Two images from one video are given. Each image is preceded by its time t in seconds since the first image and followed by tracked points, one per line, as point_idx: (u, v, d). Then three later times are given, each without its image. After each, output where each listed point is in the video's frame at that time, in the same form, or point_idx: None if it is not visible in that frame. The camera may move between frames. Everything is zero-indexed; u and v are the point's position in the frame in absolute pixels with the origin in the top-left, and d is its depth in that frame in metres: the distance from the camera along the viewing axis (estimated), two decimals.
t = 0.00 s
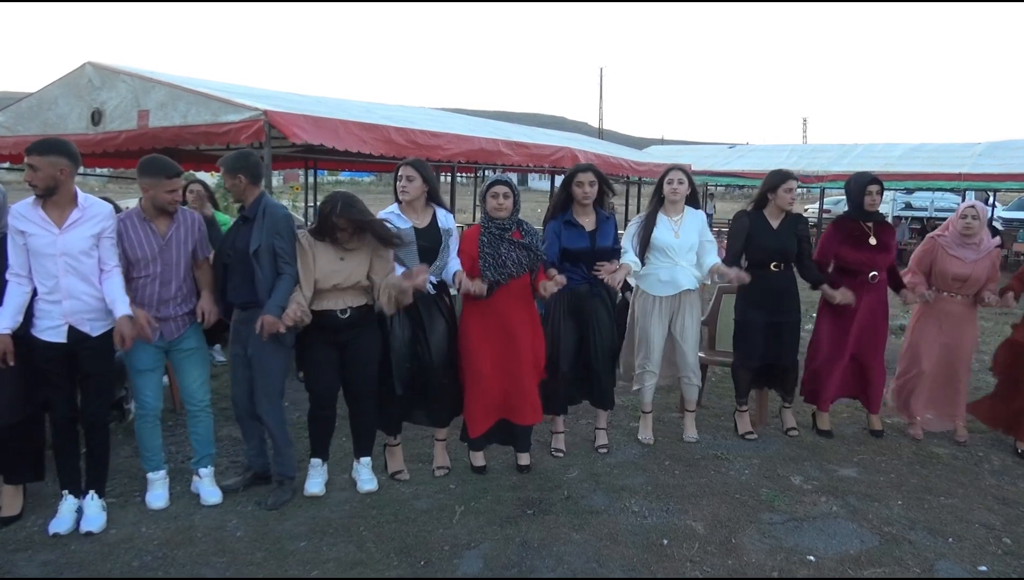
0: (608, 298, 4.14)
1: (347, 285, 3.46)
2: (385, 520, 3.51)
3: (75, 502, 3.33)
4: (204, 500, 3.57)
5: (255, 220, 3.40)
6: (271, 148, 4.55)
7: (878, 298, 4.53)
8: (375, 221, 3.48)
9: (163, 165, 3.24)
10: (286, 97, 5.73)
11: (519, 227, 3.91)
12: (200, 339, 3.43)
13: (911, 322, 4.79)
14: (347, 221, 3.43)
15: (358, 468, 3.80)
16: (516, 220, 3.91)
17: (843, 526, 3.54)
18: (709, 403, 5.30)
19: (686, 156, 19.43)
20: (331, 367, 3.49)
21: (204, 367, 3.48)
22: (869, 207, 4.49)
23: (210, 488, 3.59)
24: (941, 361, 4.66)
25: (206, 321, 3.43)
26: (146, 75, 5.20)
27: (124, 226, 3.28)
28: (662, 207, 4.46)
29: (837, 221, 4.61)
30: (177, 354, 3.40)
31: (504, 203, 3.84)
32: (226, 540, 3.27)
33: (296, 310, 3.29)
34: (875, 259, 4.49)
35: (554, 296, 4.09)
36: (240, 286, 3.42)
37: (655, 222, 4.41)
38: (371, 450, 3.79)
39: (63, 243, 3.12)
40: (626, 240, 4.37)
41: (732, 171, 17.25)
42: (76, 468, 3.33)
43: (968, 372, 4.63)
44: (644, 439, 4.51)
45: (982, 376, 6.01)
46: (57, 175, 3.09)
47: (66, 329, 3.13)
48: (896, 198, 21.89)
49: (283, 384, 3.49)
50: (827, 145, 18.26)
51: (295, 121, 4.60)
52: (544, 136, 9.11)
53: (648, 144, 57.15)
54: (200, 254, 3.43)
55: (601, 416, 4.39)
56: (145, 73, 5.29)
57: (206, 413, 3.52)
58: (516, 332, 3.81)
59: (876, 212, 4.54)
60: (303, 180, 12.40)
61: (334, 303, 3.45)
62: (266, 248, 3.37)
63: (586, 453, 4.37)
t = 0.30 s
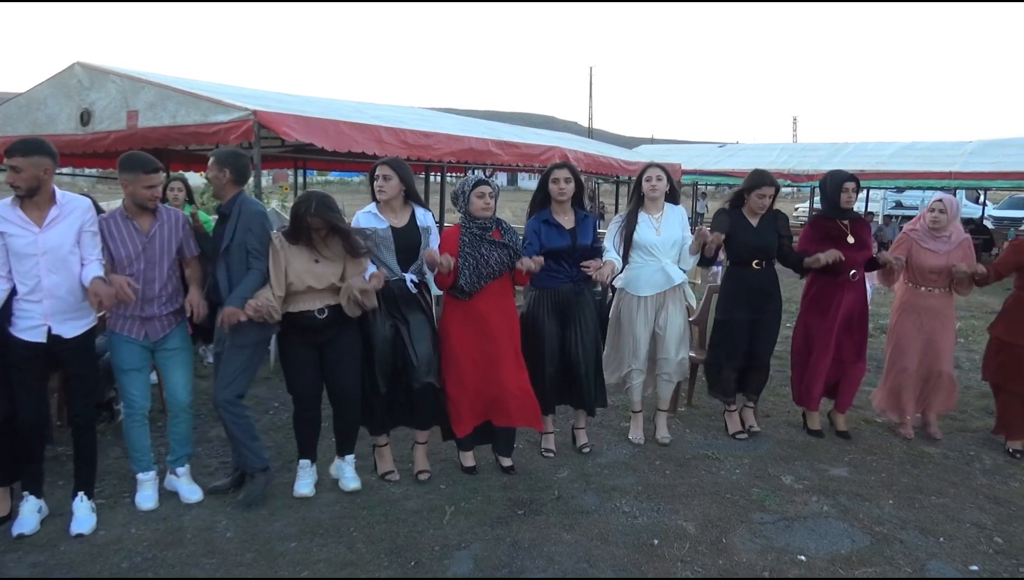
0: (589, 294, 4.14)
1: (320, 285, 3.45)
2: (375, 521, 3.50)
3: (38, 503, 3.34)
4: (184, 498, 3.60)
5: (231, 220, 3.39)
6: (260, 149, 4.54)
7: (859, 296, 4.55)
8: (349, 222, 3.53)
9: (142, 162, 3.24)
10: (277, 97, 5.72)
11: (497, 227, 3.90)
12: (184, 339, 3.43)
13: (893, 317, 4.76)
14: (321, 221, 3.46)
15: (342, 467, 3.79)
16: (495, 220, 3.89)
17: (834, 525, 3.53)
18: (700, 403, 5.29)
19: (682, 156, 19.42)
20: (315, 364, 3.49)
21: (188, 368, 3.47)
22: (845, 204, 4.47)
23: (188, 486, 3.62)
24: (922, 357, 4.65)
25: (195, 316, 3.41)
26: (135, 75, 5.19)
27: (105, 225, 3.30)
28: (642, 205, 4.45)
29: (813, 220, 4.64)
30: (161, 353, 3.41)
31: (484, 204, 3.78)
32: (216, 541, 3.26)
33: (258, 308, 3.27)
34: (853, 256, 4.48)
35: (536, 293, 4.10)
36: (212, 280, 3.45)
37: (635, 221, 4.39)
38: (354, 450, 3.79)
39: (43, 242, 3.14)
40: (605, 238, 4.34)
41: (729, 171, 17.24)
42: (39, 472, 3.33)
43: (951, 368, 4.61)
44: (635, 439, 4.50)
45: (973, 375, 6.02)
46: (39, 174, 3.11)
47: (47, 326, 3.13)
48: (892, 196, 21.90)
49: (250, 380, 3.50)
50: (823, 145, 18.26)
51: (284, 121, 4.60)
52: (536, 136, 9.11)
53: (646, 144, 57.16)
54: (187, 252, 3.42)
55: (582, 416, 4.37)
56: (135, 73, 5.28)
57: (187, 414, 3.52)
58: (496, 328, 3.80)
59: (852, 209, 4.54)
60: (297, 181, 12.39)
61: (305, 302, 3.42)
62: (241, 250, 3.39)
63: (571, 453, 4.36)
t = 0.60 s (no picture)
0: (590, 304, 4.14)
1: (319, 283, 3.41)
2: (374, 522, 3.48)
3: (37, 506, 3.32)
4: (180, 498, 3.59)
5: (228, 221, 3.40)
6: (256, 149, 4.51)
7: (856, 296, 4.52)
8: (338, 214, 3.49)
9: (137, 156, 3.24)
10: (274, 97, 5.70)
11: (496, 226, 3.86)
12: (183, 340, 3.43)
13: (891, 316, 4.75)
14: (312, 208, 3.42)
15: (335, 471, 3.76)
16: (496, 221, 3.86)
17: (834, 526, 3.51)
18: (700, 404, 5.27)
19: (682, 156, 19.40)
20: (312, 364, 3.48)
21: (187, 367, 3.47)
22: (838, 204, 4.46)
23: (186, 485, 3.60)
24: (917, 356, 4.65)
25: (179, 315, 3.36)
26: (131, 76, 5.18)
27: (98, 228, 3.27)
28: (639, 208, 4.43)
29: (808, 221, 4.58)
30: (159, 354, 3.39)
31: (485, 203, 3.78)
32: (214, 543, 3.24)
33: (264, 309, 3.26)
34: (849, 259, 4.46)
35: (533, 295, 4.07)
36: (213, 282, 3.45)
37: (634, 224, 4.37)
38: (349, 454, 3.76)
39: (23, 247, 3.11)
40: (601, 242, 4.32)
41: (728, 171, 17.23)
42: (36, 474, 3.31)
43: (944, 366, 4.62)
44: (635, 440, 4.48)
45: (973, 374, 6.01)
46: (14, 178, 3.06)
47: (25, 332, 3.10)
48: (891, 196, 21.90)
49: (259, 382, 3.49)
50: (823, 145, 18.25)
51: (280, 121, 4.58)
52: (534, 136, 9.09)
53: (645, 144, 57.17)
54: (183, 255, 3.44)
55: (580, 417, 4.35)
56: (131, 73, 5.26)
57: (187, 413, 3.51)
58: (497, 335, 3.80)
59: (846, 210, 4.52)
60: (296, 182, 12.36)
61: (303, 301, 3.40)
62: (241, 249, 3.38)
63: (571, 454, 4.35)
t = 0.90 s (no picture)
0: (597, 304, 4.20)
1: (341, 280, 3.52)
2: (374, 518, 3.55)
3: (43, 498, 3.37)
4: (180, 488, 3.68)
5: (247, 219, 3.50)
6: (264, 149, 4.58)
7: (846, 301, 4.56)
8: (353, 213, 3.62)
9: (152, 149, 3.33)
10: (282, 98, 5.76)
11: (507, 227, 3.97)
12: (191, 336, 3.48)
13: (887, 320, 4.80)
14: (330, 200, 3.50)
15: (348, 457, 3.95)
16: (503, 222, 3.96)
17: (827, 528, 3.58)
18: (697, 406, 5.33)
19: (683, 160, 19.47)
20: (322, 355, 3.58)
21: (191, 366, 3.51)
22: (830, 210, 4.54)
23: (185, 476, 3.69)
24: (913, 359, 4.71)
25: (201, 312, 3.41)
26: (141, 76, 5.24)
27: (116, 217, 3.34)
28: (640, 210, 4.51)
29: (800, 228, 4.68)
30: (169, 349, 3.46)
31: (494, 205, 3.86)
32: (217, 536, 3.31)
33: (289, 304, 3.37)
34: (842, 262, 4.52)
35: (542, 293, 4.13)
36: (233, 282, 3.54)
37: (634, 225, 4.46)
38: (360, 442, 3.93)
39: (34, 240, 3.18)
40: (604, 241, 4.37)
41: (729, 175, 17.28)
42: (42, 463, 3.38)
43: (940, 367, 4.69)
44: (631, 440, 4.55)
45: (969, 380, 6.06)
46: (24, 173, 3.13)
47: (34, 323, 3.17)
48: (891, 203, 21.98)
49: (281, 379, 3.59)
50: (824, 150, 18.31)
51: (288, 123, 4.65)
52: (538, 139, 9.16)
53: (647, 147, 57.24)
54: (197, 247, 3.51)
55: (584, 413, 4.50)
56: (141, 73, 5.32)
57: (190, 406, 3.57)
58: (504, 335, 3.88)
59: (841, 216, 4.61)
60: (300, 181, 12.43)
61: (328, 296, 3.51)
62: (261, 245, 3.48)
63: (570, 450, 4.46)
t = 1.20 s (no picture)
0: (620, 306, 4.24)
1: (364, 278, 3.54)
2: (381, 514, 3.54)
3: (50, 483, 3.40)
4: (186, 482, 3.67)
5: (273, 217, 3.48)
6: (277, 143, 4.57)
7: (857, 307, 4.54)
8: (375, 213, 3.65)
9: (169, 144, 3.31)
10: (295, 93, 5.76)
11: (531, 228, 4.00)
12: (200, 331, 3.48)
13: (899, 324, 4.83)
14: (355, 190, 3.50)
15: (355, 454, 3.94)
16: (529, 221, 4.00)
17: (834, 532, 3.57)
18: (705, 407, 5.33)
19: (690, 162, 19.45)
20: (332, 350, 3.57)
21: (200, 359, 3.52)
22: (847, 215, 4.53)
23: (191, 471, 3.69)
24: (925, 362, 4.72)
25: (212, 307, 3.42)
26: (155, 68, 5.24)
27: (132, 213, 3.34)
28: (663, 212, 4.52)
29: (820, 230, 4.67)
30: (177, 342, 3.45)
31: (520, 203, 3.88)
32: (223, 530, 3.30)
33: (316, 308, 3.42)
34: (853, 270, 4.52)
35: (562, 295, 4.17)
36: (255, 281, 3.50)
37: (656, 226, 4.46)
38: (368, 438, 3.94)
39: (53, 235, 3.18)
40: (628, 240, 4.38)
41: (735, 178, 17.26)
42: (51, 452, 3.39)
43: (951, 375, 4.68)
44: (642, 433, 4.64)
45: (977, 388, 6.05)
46: (50, 166, 3.13)
47: (48, 318, 3.17)
48: (896, 209, 21.96)
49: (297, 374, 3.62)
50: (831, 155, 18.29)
51: (302, 118, 4.64)
52: (548, 139, 9.14)
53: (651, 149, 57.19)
54: (211, 246, 3.51)
55: (593, 413, 4.50)
56: (155, 65, 5.32)
57: (198, 401, 3.56)
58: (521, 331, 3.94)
59: (859, 222, 4.58)
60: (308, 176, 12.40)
61: (353, 294, 3.54)
62: (286, 244, 3.47)
63: (578, 449, 4.48)
